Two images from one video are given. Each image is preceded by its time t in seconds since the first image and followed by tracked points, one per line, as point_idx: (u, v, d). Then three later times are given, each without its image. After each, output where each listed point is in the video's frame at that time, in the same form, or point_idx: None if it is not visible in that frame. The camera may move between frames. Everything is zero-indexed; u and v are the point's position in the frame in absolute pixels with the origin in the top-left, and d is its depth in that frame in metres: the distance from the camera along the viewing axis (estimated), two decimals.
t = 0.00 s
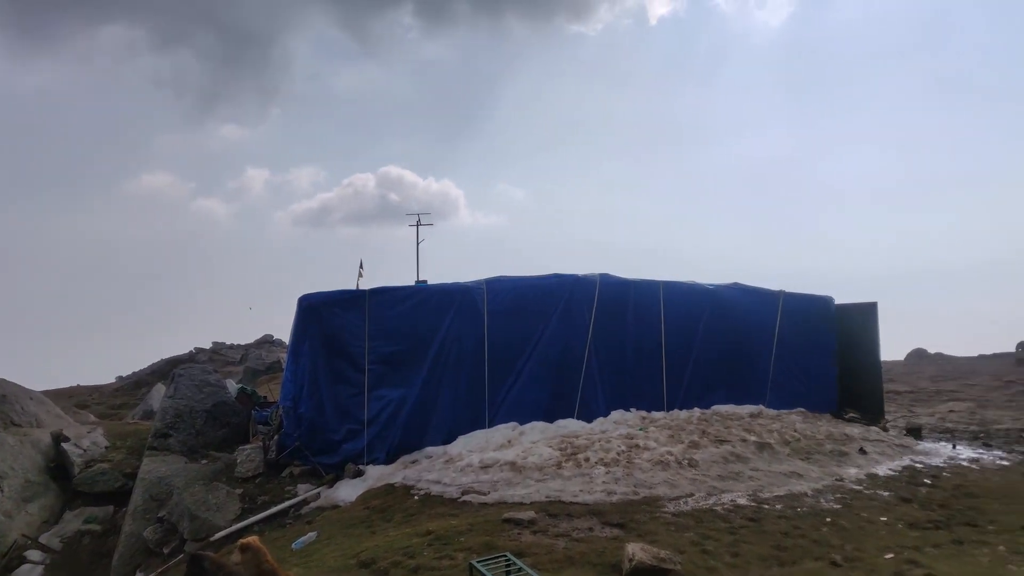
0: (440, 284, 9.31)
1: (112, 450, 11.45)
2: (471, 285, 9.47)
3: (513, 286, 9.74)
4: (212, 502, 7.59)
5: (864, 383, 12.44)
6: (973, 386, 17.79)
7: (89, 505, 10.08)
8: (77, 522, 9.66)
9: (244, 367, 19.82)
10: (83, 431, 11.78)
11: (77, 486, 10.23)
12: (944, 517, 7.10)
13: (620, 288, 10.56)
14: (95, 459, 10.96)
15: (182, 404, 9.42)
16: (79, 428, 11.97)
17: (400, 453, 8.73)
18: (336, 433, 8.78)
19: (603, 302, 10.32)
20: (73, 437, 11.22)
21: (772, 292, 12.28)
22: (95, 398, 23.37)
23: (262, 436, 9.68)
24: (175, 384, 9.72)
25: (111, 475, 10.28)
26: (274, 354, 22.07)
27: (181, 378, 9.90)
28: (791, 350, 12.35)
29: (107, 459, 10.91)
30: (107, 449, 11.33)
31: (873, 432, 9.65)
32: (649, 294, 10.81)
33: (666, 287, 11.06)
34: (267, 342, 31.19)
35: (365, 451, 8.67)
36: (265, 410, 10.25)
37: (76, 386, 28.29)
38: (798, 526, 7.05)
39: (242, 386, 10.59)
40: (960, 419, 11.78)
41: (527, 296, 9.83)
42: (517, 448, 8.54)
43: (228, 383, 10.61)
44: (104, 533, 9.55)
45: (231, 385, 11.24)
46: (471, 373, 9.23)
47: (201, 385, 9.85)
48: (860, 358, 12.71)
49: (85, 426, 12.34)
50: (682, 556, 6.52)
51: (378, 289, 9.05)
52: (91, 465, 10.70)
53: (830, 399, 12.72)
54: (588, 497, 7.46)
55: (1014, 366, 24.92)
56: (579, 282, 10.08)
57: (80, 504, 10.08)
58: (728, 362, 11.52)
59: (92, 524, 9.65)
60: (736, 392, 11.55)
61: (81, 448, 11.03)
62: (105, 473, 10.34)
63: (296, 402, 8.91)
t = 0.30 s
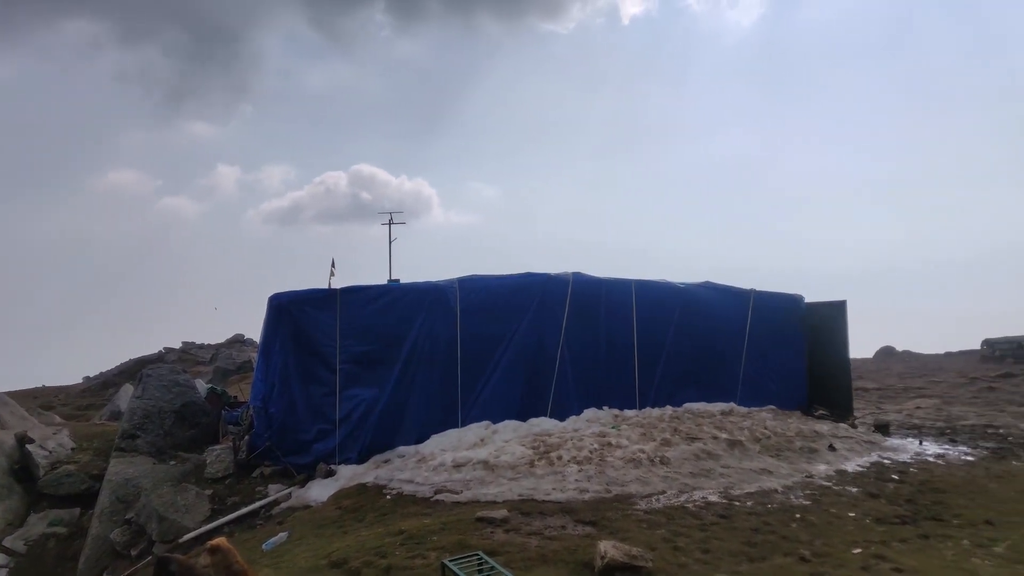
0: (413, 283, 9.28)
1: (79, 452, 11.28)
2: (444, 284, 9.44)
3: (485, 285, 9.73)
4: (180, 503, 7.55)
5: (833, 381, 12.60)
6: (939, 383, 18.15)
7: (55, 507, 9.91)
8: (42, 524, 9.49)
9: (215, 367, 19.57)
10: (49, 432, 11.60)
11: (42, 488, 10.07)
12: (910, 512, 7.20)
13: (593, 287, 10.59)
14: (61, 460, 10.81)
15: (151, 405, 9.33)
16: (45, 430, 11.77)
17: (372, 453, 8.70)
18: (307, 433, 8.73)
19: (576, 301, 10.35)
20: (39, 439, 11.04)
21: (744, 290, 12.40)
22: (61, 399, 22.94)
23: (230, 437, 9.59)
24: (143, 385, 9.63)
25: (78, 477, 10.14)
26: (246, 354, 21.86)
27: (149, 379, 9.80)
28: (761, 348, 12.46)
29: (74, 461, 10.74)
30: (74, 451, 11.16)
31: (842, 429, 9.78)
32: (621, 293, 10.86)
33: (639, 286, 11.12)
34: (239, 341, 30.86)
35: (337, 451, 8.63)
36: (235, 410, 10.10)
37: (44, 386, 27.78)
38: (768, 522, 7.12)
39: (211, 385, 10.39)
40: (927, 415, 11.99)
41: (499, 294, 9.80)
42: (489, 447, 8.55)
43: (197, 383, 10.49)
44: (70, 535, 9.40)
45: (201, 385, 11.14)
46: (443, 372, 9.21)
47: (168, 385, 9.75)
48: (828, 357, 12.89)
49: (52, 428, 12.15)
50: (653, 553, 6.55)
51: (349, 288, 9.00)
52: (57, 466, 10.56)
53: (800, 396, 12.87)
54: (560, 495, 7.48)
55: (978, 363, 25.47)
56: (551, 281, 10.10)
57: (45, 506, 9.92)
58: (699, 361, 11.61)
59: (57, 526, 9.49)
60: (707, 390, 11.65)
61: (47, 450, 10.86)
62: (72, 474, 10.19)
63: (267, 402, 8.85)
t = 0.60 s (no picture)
0: (387, 281, 9.25)
1: (47, 451, 11.09)
2: (418, 282, 9.42)
3: (460, 283, 9.72)
4: (151, 503, 7.50)
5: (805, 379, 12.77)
6: (909, 381, 18.44)
7: (21, 507, 9.74)
8: (8, 524, 9.33)
9: (188, 365, 19.31)
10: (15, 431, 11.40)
11: (7, 487, 9.89)
12: (879, 507, 7.30)
13: (568, 285, 10.63)
14: (28, 459, 10.62)
15: (122, 402, 9.26)
16: (11, 429, 11.55)
17: (346, 450, 8.67)
18: (280, 430, 8.67)
19: (551, 299, 10.39)
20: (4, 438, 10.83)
21: (719, 289, 12.50)
22: (27, 397, 22.49)
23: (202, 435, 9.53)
24: (114, 382, 9.54)
25: (45, 477, 9.97)
26: (219, 351, 21.61)
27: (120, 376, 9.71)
28: (735, 346, 12.57)
29: (41, 460, 10.56)
30: (41, 450, 10.96)
31: (813, 426, 9.89)
32: (596, 291, 10.91)
33: (614, 284, 11.17)
34: (213, 339, 30.55)
35: (310, 449, 8.60)
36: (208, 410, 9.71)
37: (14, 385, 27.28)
38: (740, 519, 7.17)
39: (184, 382, 10.26)
40: (896, 412, 12.19)
41: (474, 292, 9.79)
42: (464, 444, 8.56)
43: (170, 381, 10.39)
44: (37, 535, 9.26)
45: (174, 382, 11.03)
46: (418, 370, 9.19)
47: (140, 382, 9.66)
48: (802, 360, 13.08)
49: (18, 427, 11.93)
50: (626, 550, 6.58)
51: (323, 285, 8.96)
52: (23, 465, 10.38)
53: (773, 394, 13.01)
54: (534, 492, 7.50)
55: (947, 361, 25.97)
56: (527, 279, 10.13)
57: (11, 506, 9.75)
58: (673, 359, 11.68)
59: (23, 527, 9.34)
60: (681, 387, 11.73)
61: (12, 449, 10.66)
62: (39, 474, 10.03)
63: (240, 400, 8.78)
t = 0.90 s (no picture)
0: (346, 278, 9.20)
1: None
2: (377, 279, 9.38)
3: (420, 280, 9.69)
4: (100, 504, 7.36)
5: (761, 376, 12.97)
6: (863, 377, 18.88)
7: None
8: None
9: (142, 362, 18.83)
10: None
11: None
12: (832, 502, 7.43)
13: (528, 282, 10.67)
14: None
15: (71, 401, 9.12)
16: None
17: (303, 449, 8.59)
18: (236, 428, 8.57)
19: (511, 296, 10.42)
20: None
21: (677, 288, 12.64)
22: None
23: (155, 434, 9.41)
24: (63, 380, 9.37)
25: None
26: (175, 347, 21.11)
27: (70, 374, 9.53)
28: (692, 344, 12.71)
29: None
30: None
31: (769, 422, 10.04)
32: (557, 289, 10.97)
33: (574, 283, 11.24)
34: (170, 335, 29.97)
35: (267, 447, 8.51)
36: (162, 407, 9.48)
37: None
38: (696, 514, 7.24)
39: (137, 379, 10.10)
40: (850, 408, 12.46)
41: (433, 289, 9.77)
42: (423, 442, 8.54)
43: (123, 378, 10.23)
44: None
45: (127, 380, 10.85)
46: (377, 369, 9.14)
47: (91, 380, 9.50)
48: (760, 358, 13.30)
49: None
50: (583, 547, 6.60)
51: (280, 282, 8.90)
52: None
53: (731, 391, 13.18)
54: (492, 490, 7.50)
55: (900, 358, 26.60)
56: (487, 276, 10.15)
57: None
58: (633, 356, 11.78)
59: None
60: (641, 384, 11.82)
61: None
62: None
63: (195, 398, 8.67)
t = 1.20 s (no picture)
0: (286, 279, 9.03)
1: None
2: (318, 280, 9.24)
3: (362, 281, 9.58)
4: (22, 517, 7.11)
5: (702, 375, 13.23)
6: (802, 375, 19.45)
7: None
8: None
9: (72, 368, 18.16)
10: None
11: None
12: (768, 497, 7.61)
13: (472, 283, 10.67)
14: None
15: None
16: None
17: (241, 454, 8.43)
18: (171, 435, 8.37)
19: (456, 297, 10.40)
20: None
21: (620, 287, 12.80)
22: None
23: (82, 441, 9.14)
24: None
25: None
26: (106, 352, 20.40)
27: None
28: (635, 343, 12.88)
29: None
30: None
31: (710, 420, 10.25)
32: (501, 289, 11.00)
33: (519, 283, 11.28)
34: (106, 340, 29.00)
35: (203, 453, 8.33)
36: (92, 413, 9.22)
37: None
38: (638, 513, 7.33)
39: (63, 386, 9.88)
40: (788, 405, 12.82)
41: (376, 291, 9.67)
42: (366, 446, 8.46)
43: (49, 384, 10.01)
44: None
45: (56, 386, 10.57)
46: (318, 371, 9.02)
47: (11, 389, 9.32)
48: (702, 357, 13.56)
49: None
50: (525, 548, 6.61)
51: (217, 283, 8.70)
52: None
53: (673, 390, 13.41)
54: (434, 493, 7.46)
55: (836, 356, 27.51)
56: (431, 277, 10.11)
57: None
58: (576, 356, 11.88)
59: None
60: (585, 384, 11.93)
61: None
62: None
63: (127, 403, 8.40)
